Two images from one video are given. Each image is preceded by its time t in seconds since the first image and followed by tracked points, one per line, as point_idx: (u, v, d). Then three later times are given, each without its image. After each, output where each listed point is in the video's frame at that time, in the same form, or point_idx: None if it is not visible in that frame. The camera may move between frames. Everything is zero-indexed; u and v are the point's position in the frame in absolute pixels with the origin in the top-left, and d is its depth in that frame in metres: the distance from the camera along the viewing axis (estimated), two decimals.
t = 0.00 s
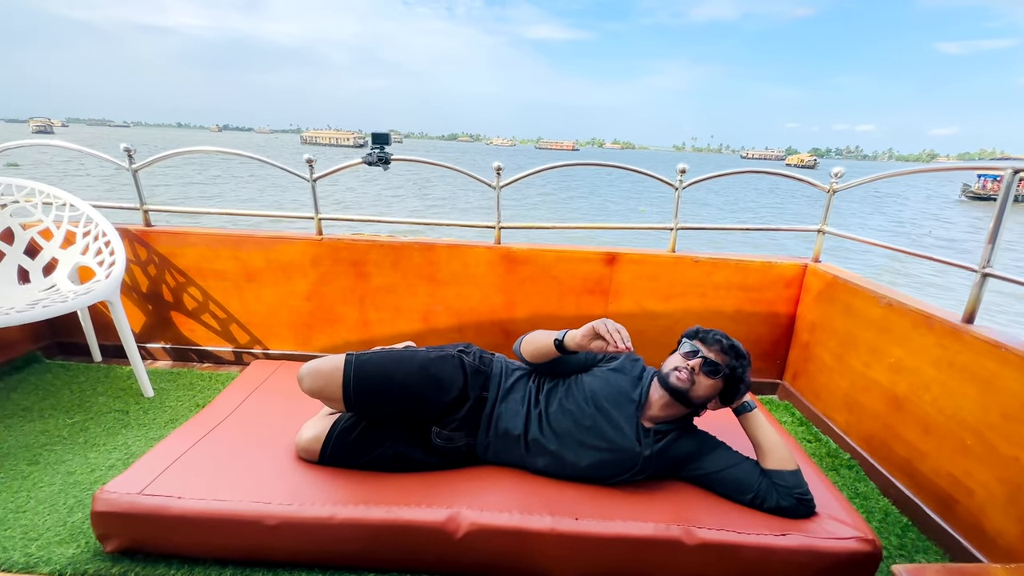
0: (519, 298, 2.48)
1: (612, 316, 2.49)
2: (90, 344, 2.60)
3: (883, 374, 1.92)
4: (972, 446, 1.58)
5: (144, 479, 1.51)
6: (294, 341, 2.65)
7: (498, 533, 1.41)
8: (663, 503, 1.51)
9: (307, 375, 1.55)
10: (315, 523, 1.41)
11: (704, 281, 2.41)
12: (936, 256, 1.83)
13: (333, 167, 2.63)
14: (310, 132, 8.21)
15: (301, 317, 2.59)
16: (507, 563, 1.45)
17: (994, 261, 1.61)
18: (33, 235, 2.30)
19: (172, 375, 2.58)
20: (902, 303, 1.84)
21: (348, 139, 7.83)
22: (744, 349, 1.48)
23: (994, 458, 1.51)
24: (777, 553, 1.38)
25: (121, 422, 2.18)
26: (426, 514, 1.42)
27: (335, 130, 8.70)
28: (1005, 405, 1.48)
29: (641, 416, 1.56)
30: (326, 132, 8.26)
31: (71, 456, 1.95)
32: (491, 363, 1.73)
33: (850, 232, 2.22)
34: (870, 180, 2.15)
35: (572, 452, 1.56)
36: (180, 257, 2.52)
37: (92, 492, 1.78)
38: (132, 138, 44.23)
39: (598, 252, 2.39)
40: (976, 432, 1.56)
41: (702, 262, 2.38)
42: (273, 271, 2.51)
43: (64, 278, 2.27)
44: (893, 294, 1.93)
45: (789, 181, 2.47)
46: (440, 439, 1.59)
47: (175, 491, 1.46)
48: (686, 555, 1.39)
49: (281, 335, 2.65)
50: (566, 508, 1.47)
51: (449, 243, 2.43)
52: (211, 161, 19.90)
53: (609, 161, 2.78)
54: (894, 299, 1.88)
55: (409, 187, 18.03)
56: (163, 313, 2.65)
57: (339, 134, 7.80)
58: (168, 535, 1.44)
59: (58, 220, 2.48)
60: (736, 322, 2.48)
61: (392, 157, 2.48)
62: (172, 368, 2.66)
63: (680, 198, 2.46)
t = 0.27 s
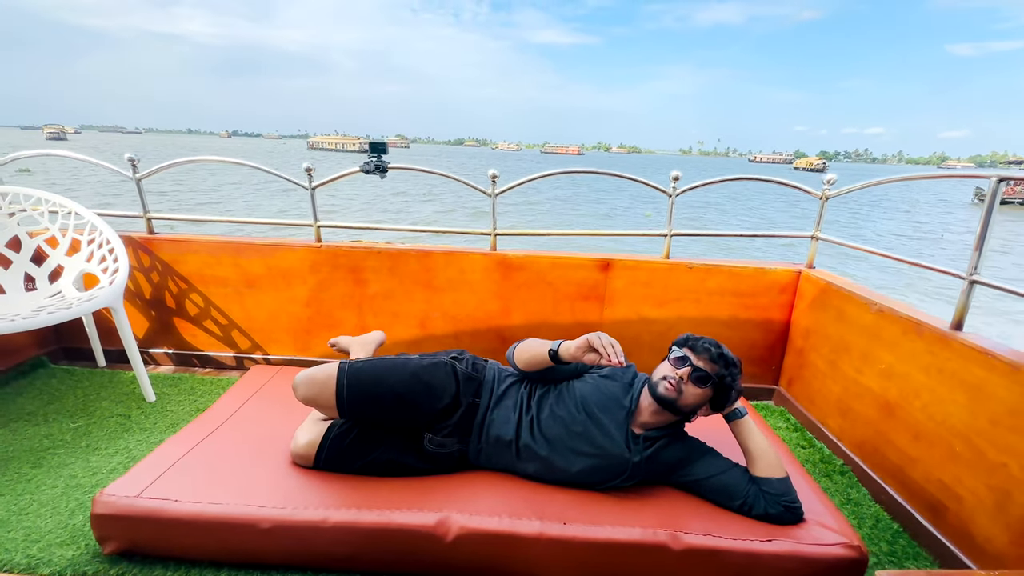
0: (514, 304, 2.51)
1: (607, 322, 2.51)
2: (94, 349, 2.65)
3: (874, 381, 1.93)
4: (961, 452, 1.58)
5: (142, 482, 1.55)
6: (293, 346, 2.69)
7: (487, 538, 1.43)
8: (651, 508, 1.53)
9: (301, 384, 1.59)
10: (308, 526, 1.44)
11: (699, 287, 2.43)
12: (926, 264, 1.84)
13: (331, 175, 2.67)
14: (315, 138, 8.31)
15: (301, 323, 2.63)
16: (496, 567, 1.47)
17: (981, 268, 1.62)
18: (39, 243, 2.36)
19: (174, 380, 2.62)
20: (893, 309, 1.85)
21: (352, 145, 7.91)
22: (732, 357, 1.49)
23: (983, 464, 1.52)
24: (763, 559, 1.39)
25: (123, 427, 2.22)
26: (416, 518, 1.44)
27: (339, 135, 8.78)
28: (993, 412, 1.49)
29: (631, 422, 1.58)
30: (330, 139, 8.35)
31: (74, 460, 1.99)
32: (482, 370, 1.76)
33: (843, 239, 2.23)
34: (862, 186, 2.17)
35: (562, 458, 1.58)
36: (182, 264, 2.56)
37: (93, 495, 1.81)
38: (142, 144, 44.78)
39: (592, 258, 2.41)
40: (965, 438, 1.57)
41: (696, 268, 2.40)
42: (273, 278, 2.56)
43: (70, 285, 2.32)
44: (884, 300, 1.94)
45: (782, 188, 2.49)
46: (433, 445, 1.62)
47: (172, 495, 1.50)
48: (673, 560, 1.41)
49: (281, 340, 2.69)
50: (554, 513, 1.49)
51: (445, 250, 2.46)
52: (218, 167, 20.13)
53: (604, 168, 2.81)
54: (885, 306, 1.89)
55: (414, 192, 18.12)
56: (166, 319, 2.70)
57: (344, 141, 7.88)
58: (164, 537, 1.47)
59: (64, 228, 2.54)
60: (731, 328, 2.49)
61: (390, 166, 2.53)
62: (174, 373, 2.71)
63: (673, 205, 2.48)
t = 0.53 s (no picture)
0: (511, 309, 2.54)
1: (603, 326, 2.54)
2: (98, 353, 2.69)
3: (865, 384, 1.95)
4: (948, 455, 1.60)
5: (144, 482, 1.58)
6: (294, 350, 2.73)
7: (480, 537, 1.46)
8: (642, 509, 1.55)
9: (296, 389, 1.62)
10: (305, 525, 1.47)
11: (693, 292, 2.46)
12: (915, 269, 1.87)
13: (332, 181, 2.71)
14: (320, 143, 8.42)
15: (301, 327, 2.67)
16: (489, 566, 1.50)
17: (967, 273, 1.65)
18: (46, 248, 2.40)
19: (176, 383, 2.66)
20: (883, 313, 1.88)
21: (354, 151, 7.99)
22: (718, 359, 1.50)
23: (969, 467, 1.54)
24: (751, 559, 1.42)
25: (126, 429, 2.26)
26: (411, 518, 1.48)
27: (343, 141, 8.86)
28: (978, 415, 1.51)
29: (621, 425, 1.61)
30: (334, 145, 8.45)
31: (78, 461, 2.03)
32: (476, 374, 1.78)
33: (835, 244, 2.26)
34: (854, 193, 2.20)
35: (554, 461, 1.61)
36: (185, 269, 2.61)
37: (96, 496, 1.85)
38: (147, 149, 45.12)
39: (588, 263, 2.44)
40: (952, 441, 1.59)
41: (691, 273, 2.43)
42: (274, 282, 2.60)
43: (75, 289, 2.36)
44: (875, 305, 1.96)
45: (776, 194, 2.52)
46: (427, 449, 1.65)
47: (173, 494, 1.53)
48: (662, 560, 1.43)
49: (282, 344, 2.73)
50: (547, 514, 1.52)
51: (443, 255, 2.50)
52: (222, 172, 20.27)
53: (601, 174, 2.85)
54: (875, 311, 1.92)
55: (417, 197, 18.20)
56: (169, 323, 2.75)
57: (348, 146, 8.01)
58: (165, 536, 1.51)
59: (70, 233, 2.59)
60: (726, 332, 2.52)
61: (389, 173, 2.57)
62: (176, 376, 2.75)
63: (668, 210, 2.51)
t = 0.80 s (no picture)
0: (512, 310, 2.55)
1: (604, 327, 2.55)
2: (101, 353, 2.71)
3: (865, 385, 1.96)
4: (948, 455, 1.61)
5: (146, 481, 1.59)
6: (295, 351, 2.74)
7: (481, 536, 1.46)
8: (642, 509, 1.56)
9: (296, 398, 1.65)
10: (306, 524, 1.48)
11: (693, 293, 2.47)
12: (915, 270, 1.88)
13: (334, 183, 2.73)
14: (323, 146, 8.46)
15: (302, 328, 2.68)
16: (490, 565, 1.51)
17: (966, 273, 1.65)
18: (49, 249, 2.42)
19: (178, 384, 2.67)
20: (882, 314, 1.89)
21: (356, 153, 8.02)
22: (714, 365, 1.46)
23: (969, 467, 1.54)
24: (751, 558, 1.42)
25: (128, 429, 2.27)
26: (412, 517, 1.48)
27: (346, 143, 8.90)
28: (978, 415, 1.52)
29: (620, 428, 1.60)
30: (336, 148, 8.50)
31: (80, 461, 2.04)
32: (476, 376, 1.80)
33: (835, 245, 2.26)
34: (853, 194, 2.21)
35: (553, 464, 1.61)
36: (187, 270, 2.62)
37: (98, 495, 1.86)
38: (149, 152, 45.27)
39: (589, 265, 2.45)
40: (951, 441, 1.60)
41: (691, 274, 2.44)
42: (276, 284, 2.61)
43: (77, 290, 2.38)
44: (874, 306, 1.97)
45: (776, 196, 2.53)
46: (427, 451, 1.65)
47: (175, 493, 1.54)
48: (663, 559, 1.44)
49: (283, 345, 2.74)
50: (547, 513, 1.52)
51: (444, 256, 2.51)
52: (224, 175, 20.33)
53: (602, 176, 2.86)
54: (874, 311, 1.93)
55: (418, 199, 18.24)
56: (171, 324, 2.76)
57: (350, 148, 8.05)
58: (167, 535, 1.51)
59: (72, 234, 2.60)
60: (726, 333, 2.52)
61: (390, 174, 2.59)
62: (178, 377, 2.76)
63: (668, 212, 2.52)
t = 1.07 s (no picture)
0: (514, 313, 2.56)
1: (605, 330, 2.55)
2: (103, 356, 2.71)
3: (866, 389, 1.96)
4: (949, 459, 1.61)
5: (150, 486, 1.59)
6: (297, 354, 2.74)
7: (484, 541, 1.46)
8: (645, 515, 1.56)
9: (292, 427, 1.59)
10: (309, 529, 1.48)
11: (695, 297, 2.47)
12: (916, 274, 1.89)
13: (336, 186, 2.73)
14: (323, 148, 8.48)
15: (304, 331, 2.69)
16: (493, 570, 1.51)
17: (967, 278, 1.66)
18: (52, 252, 2.42)
19: (180, 386, 2.68)
20: (884, 318, 1.89)
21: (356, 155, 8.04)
22: (724, 366, 1.50)
23: (970, 471, 1.55)
24: (753, 563, 1.43)
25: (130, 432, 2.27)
26: (416, 522, 1.49)
27: (347, 145, 8.98)
28: (979, 419, 1.52)
29: (627, 439, 1.59)
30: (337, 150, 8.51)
31: (83, 464, 2.04)
32: (476, 388, 1.76)
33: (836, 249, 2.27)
34: (853, 198, 2.22)
35: (558, 476, 1.61)
36: (190, 273, 2.63)
37: (101, 499, 1.86)
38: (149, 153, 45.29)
39: (590, 268, 2.46)
40: (953, 445, 1.60)
41: (692, 278, 2.44)
42: (278, 287, 2.61)
43: (80, 293, 2.38)
44: (876, 310, 1.98)
45: (776, 199, 2.54)
46: (429, 465, 1.64)
47: (179, 497, 1.54)
48: (666, 564, 1.44)
49: (285, 348, 2.75)
50: (550, 518, 1.52)
51: (446, 260, 2.51)
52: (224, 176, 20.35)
53: (602, 179, 2.87)
54: (876, 315, 1.93)
55: (417, 201, 18.25)
56: (173, 327, 2.76)
57: (350, 150, 8.07)
58: (171, 539, 1.52)
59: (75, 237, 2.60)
60: (727, 337, 2.53)
61: (392, 178, 2.59)
62: (180, 379, 2.76)
63: (669, 216, 2.53)
